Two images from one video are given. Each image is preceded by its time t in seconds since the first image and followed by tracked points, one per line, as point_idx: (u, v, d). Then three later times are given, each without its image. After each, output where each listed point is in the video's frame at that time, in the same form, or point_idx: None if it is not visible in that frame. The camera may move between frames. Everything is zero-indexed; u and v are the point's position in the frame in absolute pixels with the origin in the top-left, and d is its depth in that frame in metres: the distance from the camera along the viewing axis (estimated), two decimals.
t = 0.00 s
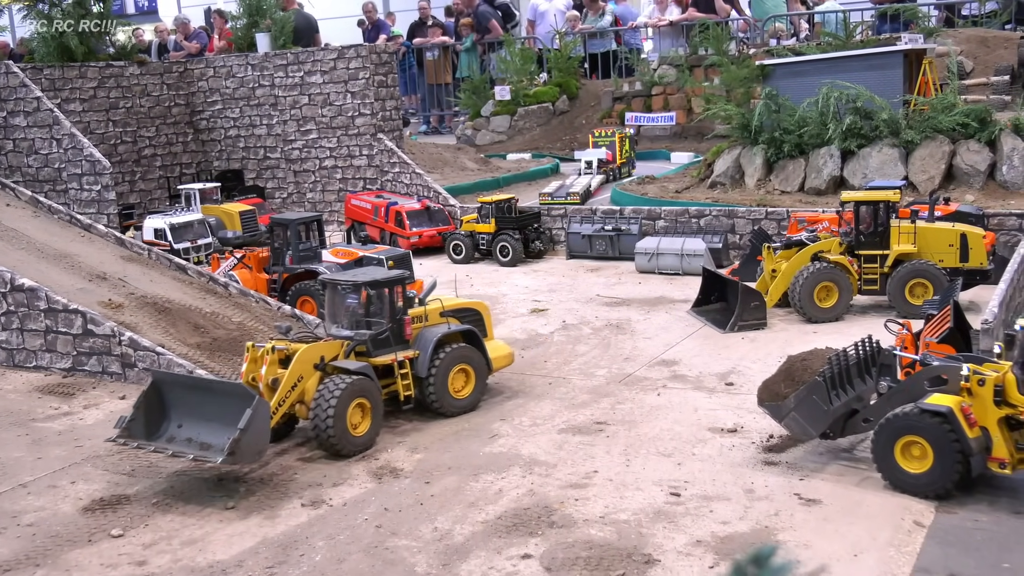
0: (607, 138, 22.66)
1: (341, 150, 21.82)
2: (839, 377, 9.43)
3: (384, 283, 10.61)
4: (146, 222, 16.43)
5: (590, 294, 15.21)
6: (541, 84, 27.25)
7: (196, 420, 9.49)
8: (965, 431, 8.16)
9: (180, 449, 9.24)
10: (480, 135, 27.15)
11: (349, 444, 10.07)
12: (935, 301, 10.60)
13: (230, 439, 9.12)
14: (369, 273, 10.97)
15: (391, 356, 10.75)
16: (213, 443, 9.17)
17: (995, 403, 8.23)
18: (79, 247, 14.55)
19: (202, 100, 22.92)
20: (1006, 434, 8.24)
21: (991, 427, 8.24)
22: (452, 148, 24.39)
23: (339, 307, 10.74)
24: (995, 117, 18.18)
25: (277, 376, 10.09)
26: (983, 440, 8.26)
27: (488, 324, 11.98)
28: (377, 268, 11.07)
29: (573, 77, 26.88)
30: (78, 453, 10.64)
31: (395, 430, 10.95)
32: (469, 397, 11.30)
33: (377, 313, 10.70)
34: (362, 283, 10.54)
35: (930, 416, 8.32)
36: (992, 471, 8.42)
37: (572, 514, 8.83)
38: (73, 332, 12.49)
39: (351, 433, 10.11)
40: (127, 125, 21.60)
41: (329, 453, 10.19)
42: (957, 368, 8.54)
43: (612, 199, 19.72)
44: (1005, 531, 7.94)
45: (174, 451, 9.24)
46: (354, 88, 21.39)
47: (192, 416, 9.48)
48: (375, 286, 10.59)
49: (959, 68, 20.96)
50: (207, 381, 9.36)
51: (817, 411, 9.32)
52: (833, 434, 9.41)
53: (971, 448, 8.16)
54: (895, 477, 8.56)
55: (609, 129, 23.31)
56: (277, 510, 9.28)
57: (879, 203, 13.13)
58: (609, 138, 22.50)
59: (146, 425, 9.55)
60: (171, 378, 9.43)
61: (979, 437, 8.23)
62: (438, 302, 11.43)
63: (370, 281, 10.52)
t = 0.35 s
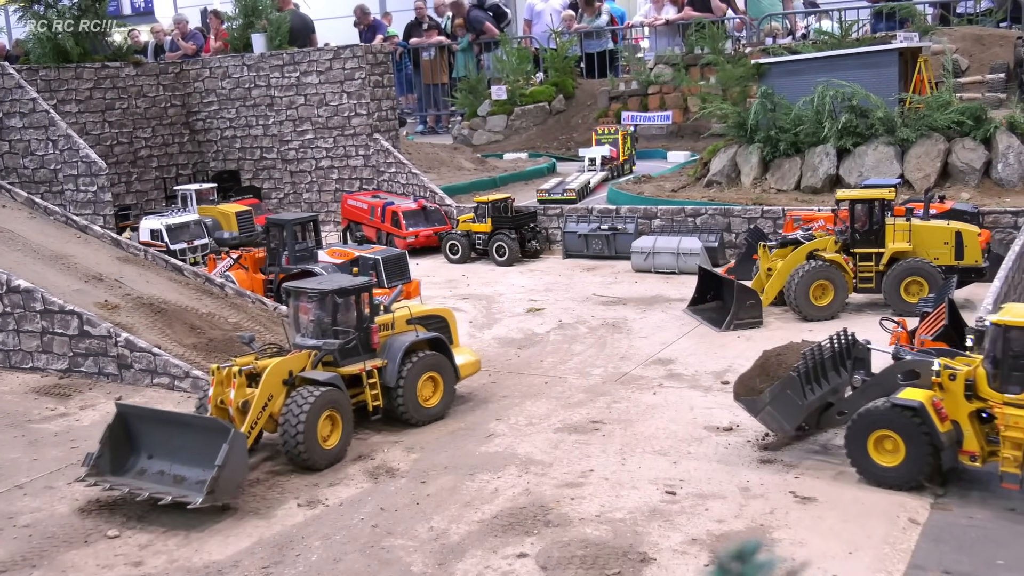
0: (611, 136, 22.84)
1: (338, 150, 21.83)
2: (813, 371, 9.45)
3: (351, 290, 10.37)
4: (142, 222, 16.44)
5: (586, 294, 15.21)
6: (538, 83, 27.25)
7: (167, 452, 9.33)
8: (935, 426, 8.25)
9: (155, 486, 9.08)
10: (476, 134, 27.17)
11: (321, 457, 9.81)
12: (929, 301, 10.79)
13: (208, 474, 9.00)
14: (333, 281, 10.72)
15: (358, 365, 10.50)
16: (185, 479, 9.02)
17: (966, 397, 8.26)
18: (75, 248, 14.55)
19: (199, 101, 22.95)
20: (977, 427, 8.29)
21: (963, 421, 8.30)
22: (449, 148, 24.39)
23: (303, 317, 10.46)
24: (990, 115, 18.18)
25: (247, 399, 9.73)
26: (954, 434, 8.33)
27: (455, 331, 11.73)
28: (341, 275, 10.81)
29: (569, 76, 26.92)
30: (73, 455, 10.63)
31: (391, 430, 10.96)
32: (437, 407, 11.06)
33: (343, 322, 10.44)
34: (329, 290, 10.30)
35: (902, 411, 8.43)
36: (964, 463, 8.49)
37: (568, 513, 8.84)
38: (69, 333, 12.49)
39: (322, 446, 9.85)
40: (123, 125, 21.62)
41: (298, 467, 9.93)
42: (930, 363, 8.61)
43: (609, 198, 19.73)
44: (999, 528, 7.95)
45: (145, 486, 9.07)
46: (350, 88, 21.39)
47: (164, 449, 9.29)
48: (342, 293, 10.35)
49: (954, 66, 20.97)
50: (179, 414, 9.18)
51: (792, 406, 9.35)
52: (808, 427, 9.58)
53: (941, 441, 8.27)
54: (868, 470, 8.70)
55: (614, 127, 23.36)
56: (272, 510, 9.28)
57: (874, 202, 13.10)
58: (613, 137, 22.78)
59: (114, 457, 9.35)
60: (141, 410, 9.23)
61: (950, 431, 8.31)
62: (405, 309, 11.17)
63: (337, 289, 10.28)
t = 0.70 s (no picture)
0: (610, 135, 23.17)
1: (335, 150, 21.82)
2: (770, 368, 9.64)
3: (323, 298, 10.00)
4: (139, 222, 16.43)
5: (584, 294, 15.21)
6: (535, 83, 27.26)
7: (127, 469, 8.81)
8: (886, 419, 8.57)
9: (115, 505, 8.55)
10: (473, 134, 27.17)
11: (288, 473, 9.40)
12: (927, 301, 10.87)
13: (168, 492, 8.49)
14: (302, 288, 10.32)
15: (331, 375, 10.15)
16: (144, 497, 8.50)
17: (916, 391, 8.60)
18: (71, 248, 14.54)
19: (196, 101, 22.91)
20: (926, 420, 8.64)
21: (913, 413, 8.65)
22: (446, 148, 24.39)
23: (270, 325, 10.01)
24: (986, 115, 18.21)
25: (211, 412, 9.27)
26: (905, 426, 8.67)
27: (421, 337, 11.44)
28: (309, 282, 10.43)
29: (566, 76, 26.84)
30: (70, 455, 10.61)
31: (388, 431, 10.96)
32: (408, 416, 10.80)
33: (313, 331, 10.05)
34: (301, 297, 9.91)
35: (855, 405, 8.74)
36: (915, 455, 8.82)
37: (565, 513, 8.84)
38: (66, 333, 12.47)
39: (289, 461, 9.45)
40: (121, 125, 21.63)
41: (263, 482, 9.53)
42: (881, 358, 8.96)
43: (606, 199, 19.72)
44: (995, 528, 7.96)
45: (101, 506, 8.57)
46: (347, 89, 21.38)
47: (124, 465, 8.75)
48: (314, 301, 9.97)
49: (951, 66, 20.99)
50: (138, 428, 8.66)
51: (749, 402, 9.53)
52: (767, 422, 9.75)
53: (891, 435, 8.57)
54: (821, 462, 8.96)
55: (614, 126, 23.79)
56: (269, 510, 9.25)
57: (871, 202, 13.16)
58: (613, 135, 23.06)
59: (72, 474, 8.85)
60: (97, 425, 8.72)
61: (901, 424, 8.63)
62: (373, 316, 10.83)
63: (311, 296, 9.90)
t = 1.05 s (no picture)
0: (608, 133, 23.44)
1: (333, 149, 21.78)
2: (723, 364, 9.99)
3: (288, 307, 9.67)
4: (137, 221, 16.38)
5: (582, 294, 15.20)
6: (534, 82, 27.25)
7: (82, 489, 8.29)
8: (832, 413, 8.96)
9: (68, 527, 8.06)
10: (471, 133, 27.14)
11: (251, 492, 9.00)
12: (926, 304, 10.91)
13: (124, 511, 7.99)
14: (267, 297, 9.98)
15: (299, 387, 9.77)
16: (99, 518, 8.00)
17: (862, 387, 9.01)
18: (69, 246, 14.49)
19: (194, 99, 22.81)
20: (871, 414, 9.05)
21: (858, 408, 9.06)
22: (444, 147, 24.35)
23: (235, 338, 9.68)
24: (985, 116, 18.22)
25: (170, 427, 8.93)
26: (851, 420, 9.09)
27: (390, 347, 11.06)
28: (275, 292, 10.10)
29: (565, 76, 26.83)
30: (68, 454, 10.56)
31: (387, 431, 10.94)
32: (378, 428, 10.45)
33: (278, 341, 9.71)
34: (265, 307, 9.57)
35: (801, 399, 9.13)
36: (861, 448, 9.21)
37: (563, 515, 8.84)
38: (64, 331, 12.44)
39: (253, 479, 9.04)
40: (118, 124, 21.61)
41: (227, 501, 9.15)
42: (828, 354, 9.37)
43: (605, 199, 19.69)
44: (994, 530, 7.96)
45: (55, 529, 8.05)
46: (345, 87, 21.35)
47: (78, 485, 8.24)
48: (279, 310, 9.65)
49: (950, 67, 21.01)
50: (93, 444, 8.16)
51: (702, 396, 9.89)
52: (721, 417, 10.09)
53: (837, 428, 8.96)
54: (770, 455, 9.31)
55: (613, 124, 23.96)
56: (267, 511, 9.21)
57: (870, 203, 13.16)
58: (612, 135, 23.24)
59: (23, 494, 8.31)
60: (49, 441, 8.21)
61: (847, 418, 9.06)
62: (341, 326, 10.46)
63: (276, 306, 9.58)
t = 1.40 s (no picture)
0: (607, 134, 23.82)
1: (332, 151, 21.77)
2: (679, 362, 10.17)
3: (254, 319, 9.17)
4: (136, 223, 16.34)
5: (582, 296, 15.19)
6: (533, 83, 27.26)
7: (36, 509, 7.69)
8: (784, 409, 9.17)
9: (22, 551, 7.52)
10: (472, 134, 27.16)
11: (217, 512, 8.52)
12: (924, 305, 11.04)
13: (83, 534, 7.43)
14: (231, 309, 9.48)
15: (267, 402, 9.30)
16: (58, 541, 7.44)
17: (813, 382, 9.22)
18: (68, 248, 14.47)
19: (194, 100, 22.79)
20: (823, 410, 9.26)
21: (810, 404, 9.26)
22: (443, 149, 24.33)
23: (199, 351, 9.13)
24: (984, 119, 18.23)
25: (131, 445, 8.44)
26: (804, 416, 9.28)
27: (360, 361, 10.61)
28: (241, 303, 9.60)
29: (564, 77, 26.82)
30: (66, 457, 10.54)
31: (387, 434, 10.94)
32: (349, 444, 10.02)
33: (244, 354, 9.20)
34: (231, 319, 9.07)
35: (755, 396, 9.35)
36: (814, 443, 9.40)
37: (563, 519, 8.83)
38: (62, 334, 12.41)
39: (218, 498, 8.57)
40: (117, 125, 21.58)
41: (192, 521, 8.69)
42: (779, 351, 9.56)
43: (604, 201, 19.68)
44: (994, 535, 7.96)
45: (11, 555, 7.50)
46: (345, 89, 21.33)
47: (31, 506, 7.63)
48: (246, 322, 9.16)
49: (950, 69, 21.01)
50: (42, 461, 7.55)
51: (659, 394, 10.07)
52: (679, 414, 10.29)
53: (789, 425, 9.17)
54: (726, 451, 9.55)
55: (612, 126, 23.98)
56: (266, 514, 9.18)
57: (869, 205, 13.09)
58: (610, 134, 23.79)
59: None
60: None
61: (799, 413, 9.24)
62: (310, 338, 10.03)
63: (243, 317, 9.09)
